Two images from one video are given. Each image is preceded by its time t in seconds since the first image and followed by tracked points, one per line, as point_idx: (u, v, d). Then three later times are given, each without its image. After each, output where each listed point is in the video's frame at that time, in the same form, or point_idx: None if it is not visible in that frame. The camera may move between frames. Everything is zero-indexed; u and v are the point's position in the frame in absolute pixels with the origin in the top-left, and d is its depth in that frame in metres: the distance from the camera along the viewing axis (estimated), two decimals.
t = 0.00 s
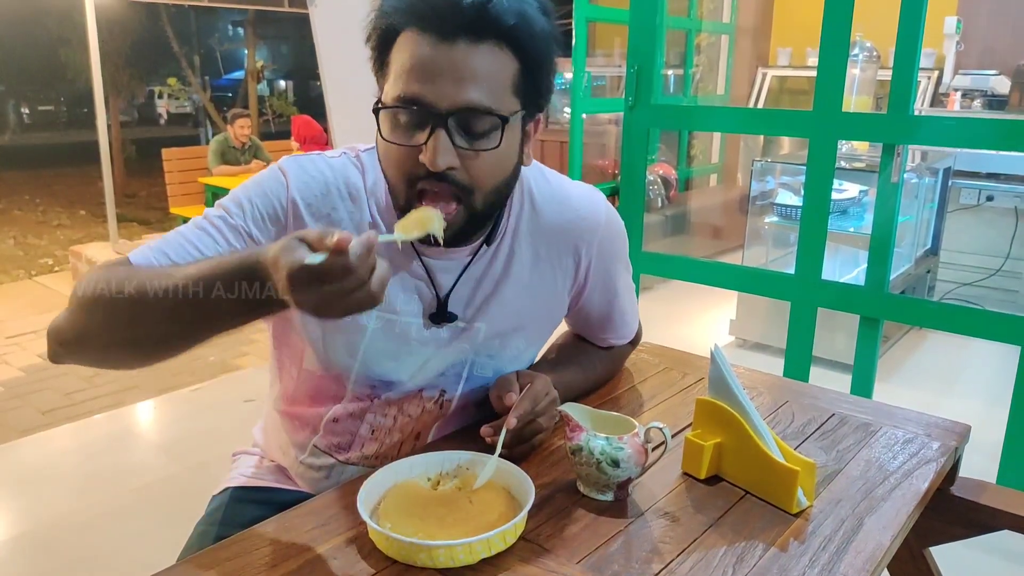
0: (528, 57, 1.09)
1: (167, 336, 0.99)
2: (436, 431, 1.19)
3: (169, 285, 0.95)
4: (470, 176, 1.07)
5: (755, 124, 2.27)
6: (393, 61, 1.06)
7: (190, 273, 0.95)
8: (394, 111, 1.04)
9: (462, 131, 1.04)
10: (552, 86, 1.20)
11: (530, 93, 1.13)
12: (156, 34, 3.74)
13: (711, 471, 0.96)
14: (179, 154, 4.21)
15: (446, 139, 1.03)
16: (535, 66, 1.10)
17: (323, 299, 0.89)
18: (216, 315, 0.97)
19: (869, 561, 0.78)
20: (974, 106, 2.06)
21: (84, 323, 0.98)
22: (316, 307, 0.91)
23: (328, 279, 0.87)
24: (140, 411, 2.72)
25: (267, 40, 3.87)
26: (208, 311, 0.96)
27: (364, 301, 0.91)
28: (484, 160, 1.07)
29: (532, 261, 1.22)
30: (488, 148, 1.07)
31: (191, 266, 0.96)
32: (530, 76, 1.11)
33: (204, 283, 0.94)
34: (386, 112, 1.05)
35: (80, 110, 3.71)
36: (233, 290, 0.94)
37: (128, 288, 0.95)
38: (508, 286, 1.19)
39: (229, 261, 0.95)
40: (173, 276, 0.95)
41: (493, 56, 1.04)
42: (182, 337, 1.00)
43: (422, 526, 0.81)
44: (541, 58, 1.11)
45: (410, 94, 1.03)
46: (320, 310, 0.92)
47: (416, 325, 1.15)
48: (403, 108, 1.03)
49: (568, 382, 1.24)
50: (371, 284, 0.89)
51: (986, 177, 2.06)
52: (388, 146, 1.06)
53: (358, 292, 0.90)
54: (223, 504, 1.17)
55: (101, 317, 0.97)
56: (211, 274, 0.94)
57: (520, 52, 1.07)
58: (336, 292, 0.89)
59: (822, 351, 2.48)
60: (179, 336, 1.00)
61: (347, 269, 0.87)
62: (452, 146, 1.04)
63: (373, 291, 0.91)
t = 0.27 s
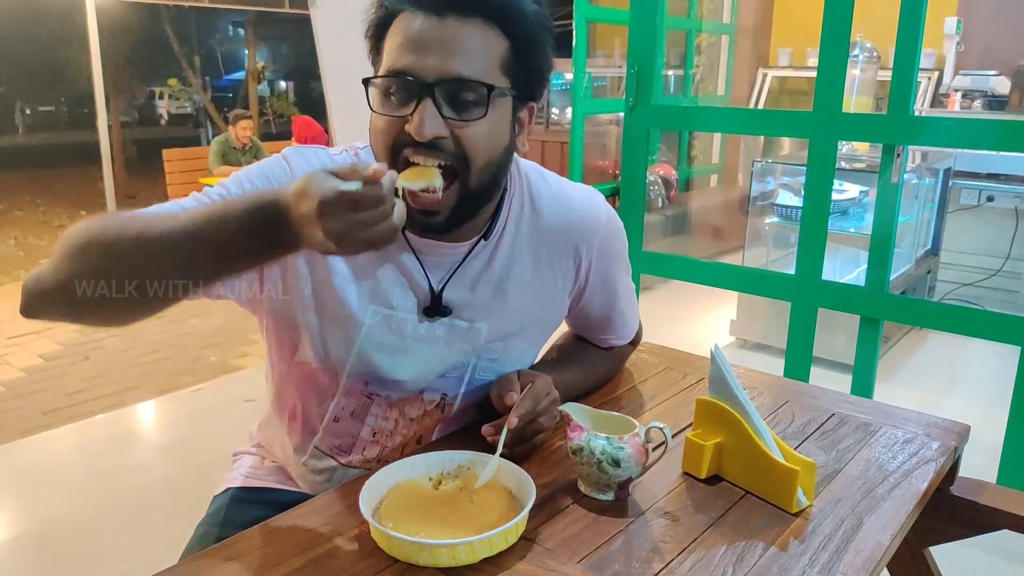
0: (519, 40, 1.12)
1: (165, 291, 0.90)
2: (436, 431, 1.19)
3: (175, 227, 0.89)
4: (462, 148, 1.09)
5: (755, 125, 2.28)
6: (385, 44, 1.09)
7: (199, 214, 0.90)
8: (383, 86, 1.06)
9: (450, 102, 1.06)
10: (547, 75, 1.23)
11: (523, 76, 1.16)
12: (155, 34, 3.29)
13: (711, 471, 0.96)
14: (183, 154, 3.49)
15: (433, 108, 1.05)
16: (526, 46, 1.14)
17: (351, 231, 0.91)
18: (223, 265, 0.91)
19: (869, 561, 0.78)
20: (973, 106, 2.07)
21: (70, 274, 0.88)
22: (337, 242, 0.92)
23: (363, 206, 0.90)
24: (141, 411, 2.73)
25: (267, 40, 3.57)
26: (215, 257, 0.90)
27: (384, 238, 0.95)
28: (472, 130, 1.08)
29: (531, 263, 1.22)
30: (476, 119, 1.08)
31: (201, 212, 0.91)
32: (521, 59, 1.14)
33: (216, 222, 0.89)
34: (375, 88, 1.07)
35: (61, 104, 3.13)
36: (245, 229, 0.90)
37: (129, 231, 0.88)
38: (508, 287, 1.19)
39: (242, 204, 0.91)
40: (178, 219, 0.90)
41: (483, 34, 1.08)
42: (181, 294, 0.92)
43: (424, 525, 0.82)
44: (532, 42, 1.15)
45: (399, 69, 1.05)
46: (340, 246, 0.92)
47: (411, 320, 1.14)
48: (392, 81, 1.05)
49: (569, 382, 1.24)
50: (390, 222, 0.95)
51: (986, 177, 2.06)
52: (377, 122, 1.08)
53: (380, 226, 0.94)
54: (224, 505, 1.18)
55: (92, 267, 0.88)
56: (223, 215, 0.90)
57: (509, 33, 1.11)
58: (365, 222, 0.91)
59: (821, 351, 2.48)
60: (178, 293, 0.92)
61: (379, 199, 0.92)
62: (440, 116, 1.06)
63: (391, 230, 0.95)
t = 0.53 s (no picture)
0: (512, 31, 1.14)
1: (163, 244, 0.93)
2: (437, 425, 1.20)
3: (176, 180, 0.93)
4: (456, 135, 1.09)
5: (756, 125, 2.28)
6: (382, 39, 1.12)
7: (200, 169, 0.94)
8: (378, 77, 1.08)
9: (442, 91, 1.07)
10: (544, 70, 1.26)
11: (518, 66, 1.17)
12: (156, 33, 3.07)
13: (713, 471, 0.96)
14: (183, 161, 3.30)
15: (425, 96, 1.06)
16: (519, 38, 1.15)
17: (352, 181, 0.88)
18: (219, 221, 0.92)
19: (869, 560, 0.78)
20: (974, 106, 2.07)
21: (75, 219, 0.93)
22: (337, 194, 0.89)
23: (367, 156, 0.88)
24: (143, 411, 2.73)
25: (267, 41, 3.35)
26: (210, 211, 0.92)
27: (387, 195, 0.91)
28: (463, 118, 1.08)
29: (530, 253, 1.22)
30: (468, 107, 1.08)
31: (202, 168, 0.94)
32: (514, 48, 1.16)
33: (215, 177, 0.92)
34: (372, 79, 1.09)
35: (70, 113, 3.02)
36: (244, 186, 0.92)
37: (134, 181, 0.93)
38: (507, 276, 1.19)
39: (240, 161, 0.94)
40: (181, 174, 0.93)
41: (474, 25, 1.10)
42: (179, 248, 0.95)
43: (427, 524, 0.82)
44: (525, 31, 1.16)
45: (394, 60, 1.07)
46: (340, 199, 0.89)
47: (413, 308, 1.15)
48: (386, 72, 1.07)
49: (570, 382, 1.25)
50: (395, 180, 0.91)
51: (987, 177, 2.06)
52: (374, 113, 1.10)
53: (383, 182, 0.90)
54: (228, 504, 1.18)
55: (96, 213, 0.92)
56: (223, 171, 0.93)
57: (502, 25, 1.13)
58: (367, 173, 0.89)
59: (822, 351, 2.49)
60: (175, 246, 0.94)
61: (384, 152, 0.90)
62: (432, 104, 1.06)
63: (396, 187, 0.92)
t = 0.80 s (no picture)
0: (514, 28, 1.15)
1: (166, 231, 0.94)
2: (438, 421, 1.20)
3: (176, 168, 0.93)
4: (462, 130, 1.09)
5: (757, 124, 2.27)
6: (386, 35, 1.12)
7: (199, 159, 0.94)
8: (385, 72, 1.09)
9: (451, 87, 1.08)
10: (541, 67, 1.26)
11: (519, 60, 1.18)
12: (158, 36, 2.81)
13: (714, 472, 0.96)
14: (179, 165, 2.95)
15: (434, 92, 1.07)
16: (520, 33, 1.16)
17: (343, 171, 0.88)
18: (218, 210, 0.93)
19: (870, 561, 0.78)
20: (974, 106, 2.09)
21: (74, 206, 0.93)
22: (328, 184, 0.89)
23: (356, 147, 0.88)
24: (143, 411, 2.73)
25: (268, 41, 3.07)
26: (210, 201, 0.93)
27: (379, 187, 0.90)
28: (473, 113, 1.09)
29: (529, 246, 1.22)
30: (478, 103, 1.10)
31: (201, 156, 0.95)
32: (515, 43, 1.16)
33: (215, 166, 0.93)
34: (377, 74, 1.10)
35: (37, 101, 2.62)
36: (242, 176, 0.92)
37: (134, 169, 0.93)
38: (506, 268, 1.19)
39: (238, 150, 0.94)
40: (180, 163, 0.94)
41: (478, 22, 1.10)
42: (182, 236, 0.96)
43: (429, 525, 0.82)
44: (525, 26, 1.17)
45: (401, 55, 1.08)
46: (332, 190, 0.89)
47: (414, 301, 1.15)
48: (393, 67, 1.08)
49: (572, 383, 1.25)
50: (389, 173, 0.90)
51: (987, 177, 2.07)
52: (378, 107, 1.10)
53: (376, 174, 0.89)
54: (230, 505, 1.18)
55: (95, 200, 0.93)
56: (222, 159, 0.93)
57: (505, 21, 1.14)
58: (358, 164, 0.88)
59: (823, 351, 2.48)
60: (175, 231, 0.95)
61: (375, 145, 0.89)
62: (442, 99, 1.07)
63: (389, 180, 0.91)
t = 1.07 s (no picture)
0: (523, 28, 1.16)
1: (162, 235, 0.94)
2: (437, 422, 1.20)
3: (173, 171, 0.93)
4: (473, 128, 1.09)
5: (757, 125, 2.27)
6: (393, 33, 1.12)
7: (195, 162, 0.93)
8: (396, 69, 1.08)
9: (465, 85, 1.08)
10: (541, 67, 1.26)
11: (525, 58, 1.18)
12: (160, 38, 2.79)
13: (714, 475, 0.96)
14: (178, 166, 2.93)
15: (449, 90, 1.07)
16: (526, 34, 1.16)
17: (320, 180, 0.87)
18: (210, 211, 0.92)
19: (870, 563, 0.78)
20: (974, 107, 2.10)
21: (71, 207, 0.93)
22: (306, 192, 0.88)
23: (332, 155, 0.87)
24: (143, 412, 2.73)
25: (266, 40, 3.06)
26: (204, 204, 0.92)
27: (357, 194, 0.89)
28: (487, 111, 1.09)
29: (527, 246, 1.22)
30: (491, 101, 1.10)
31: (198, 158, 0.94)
32: (521, 42, 1.16)
33: (211, 169, 0.92)
34: (388, 72, 1.09)
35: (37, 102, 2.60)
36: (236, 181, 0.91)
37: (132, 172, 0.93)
38: (503, 268, 1.19)
39: (233, 152, 0.93)
40: (176, 165, 0.93)
41: (489, 21, 1.11)
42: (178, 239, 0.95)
43: (428, 528, 0.82)
44: (530, 26, 1.17)
45: (414, 52, 1.08)
46: (310, 198, 0.88)
47: (413, 302, 1.15)
48: (406, 65, 1.07)
49: (572, 385, 1.24)
50: (367, 179, 0.89)
51: (986, 177, 2.05)
52: (388, 104, 1.09)
53: (353, 181, 0.88)
54: (229, 507, 1.18)
55: (93, 202, 0.93)
56: (218, 163, 0.92)
57: (514, 22, 1.14)
58: (334, 173, 0.87)
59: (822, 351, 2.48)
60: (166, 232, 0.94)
61: (352, 152, 0.88)
62: (456, 97, 1.07)
63: (369, 187, 0.90)
